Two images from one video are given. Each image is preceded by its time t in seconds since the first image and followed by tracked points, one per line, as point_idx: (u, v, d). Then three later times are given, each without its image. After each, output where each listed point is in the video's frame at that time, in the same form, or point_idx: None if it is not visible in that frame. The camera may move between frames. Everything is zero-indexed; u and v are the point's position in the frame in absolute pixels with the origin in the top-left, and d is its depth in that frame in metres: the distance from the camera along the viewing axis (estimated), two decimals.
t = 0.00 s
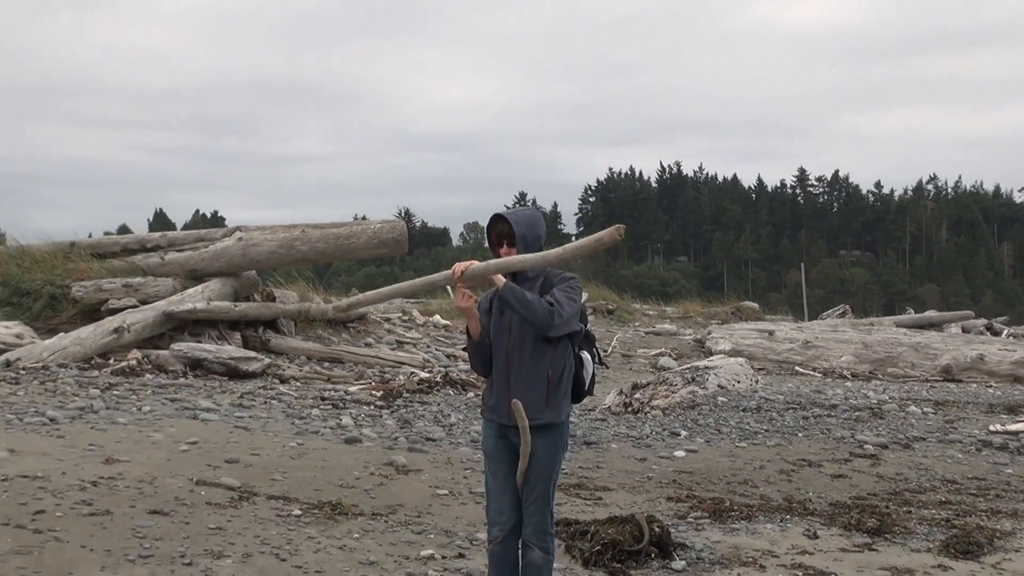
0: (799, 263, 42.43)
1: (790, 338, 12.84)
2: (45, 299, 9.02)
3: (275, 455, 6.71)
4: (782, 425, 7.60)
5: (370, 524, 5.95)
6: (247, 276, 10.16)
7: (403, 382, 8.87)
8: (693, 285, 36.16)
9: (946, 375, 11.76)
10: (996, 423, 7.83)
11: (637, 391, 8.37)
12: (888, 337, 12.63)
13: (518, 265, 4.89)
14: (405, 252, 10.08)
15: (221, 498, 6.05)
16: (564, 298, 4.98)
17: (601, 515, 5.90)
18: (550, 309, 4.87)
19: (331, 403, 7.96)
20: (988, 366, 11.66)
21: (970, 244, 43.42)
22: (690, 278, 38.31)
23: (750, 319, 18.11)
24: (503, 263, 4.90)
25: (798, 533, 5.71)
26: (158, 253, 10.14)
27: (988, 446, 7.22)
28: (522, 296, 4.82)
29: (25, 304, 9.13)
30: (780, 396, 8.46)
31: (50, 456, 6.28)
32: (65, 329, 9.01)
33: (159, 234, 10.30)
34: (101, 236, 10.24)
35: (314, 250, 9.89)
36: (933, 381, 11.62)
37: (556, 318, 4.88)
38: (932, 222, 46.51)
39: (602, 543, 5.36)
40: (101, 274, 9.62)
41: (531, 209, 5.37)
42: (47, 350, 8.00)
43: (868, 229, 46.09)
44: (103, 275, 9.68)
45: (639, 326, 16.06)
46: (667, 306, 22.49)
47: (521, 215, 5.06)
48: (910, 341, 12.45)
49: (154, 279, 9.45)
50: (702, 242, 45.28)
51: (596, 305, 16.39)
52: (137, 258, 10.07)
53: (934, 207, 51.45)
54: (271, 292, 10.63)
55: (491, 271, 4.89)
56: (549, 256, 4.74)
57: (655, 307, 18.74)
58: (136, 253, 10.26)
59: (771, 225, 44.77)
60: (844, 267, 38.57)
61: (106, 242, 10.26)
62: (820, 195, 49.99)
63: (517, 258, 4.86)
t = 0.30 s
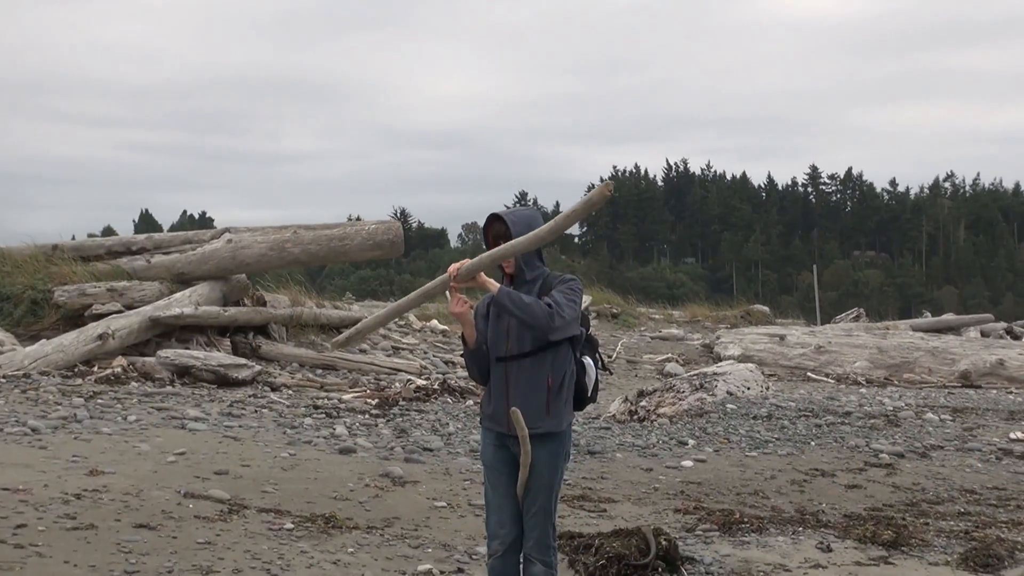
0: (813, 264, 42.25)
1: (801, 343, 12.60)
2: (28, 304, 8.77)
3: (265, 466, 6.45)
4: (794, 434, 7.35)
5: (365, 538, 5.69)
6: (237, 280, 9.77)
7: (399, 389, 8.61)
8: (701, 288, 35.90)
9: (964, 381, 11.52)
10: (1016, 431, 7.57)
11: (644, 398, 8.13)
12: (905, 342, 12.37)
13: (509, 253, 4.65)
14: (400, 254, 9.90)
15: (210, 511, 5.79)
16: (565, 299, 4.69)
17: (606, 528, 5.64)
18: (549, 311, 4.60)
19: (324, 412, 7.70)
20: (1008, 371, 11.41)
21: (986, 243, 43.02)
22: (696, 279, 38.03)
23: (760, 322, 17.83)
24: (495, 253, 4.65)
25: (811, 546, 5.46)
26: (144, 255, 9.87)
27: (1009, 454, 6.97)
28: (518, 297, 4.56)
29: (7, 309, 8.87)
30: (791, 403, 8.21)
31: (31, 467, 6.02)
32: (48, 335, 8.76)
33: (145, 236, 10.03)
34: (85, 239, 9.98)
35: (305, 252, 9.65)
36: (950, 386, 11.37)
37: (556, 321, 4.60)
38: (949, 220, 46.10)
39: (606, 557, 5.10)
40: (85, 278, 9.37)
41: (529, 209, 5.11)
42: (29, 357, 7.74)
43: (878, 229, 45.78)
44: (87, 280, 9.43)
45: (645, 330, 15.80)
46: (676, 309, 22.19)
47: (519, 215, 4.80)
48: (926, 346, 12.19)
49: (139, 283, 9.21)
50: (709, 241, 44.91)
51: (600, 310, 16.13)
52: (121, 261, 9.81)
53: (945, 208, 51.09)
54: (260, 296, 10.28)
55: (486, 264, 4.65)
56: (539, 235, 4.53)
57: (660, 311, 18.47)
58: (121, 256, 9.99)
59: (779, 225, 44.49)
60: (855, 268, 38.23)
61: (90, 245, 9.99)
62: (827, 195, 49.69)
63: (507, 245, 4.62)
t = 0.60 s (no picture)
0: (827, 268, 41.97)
1: (812, 349, 12.35)
2: (9, 308, 8.52)
3: (255, 478, 6.21)
4: (806, 443, 7.11)
5: (359, 551, 5.44)
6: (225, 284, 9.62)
7: (394, 397, 8.37)
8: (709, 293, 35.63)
9: (982, 388, 11.28)
10: None
11: (650, 406, 7.90)
12: (919, 348, 12.12)
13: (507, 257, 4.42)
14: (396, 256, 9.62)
15: (198, 524, 5.55)
16: (566, 302, 4.45)
17: (609, 541, 5.39)
18: (550, 315, 4.36)
19: (317, 421, 7.46)
20: None
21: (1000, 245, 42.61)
22: (701, 282, 37.73)
23: (768, 327, 17.57)
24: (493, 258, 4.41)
25: (823, 560, 5.21)
26: (129, 258, 9.63)
27: None
28: (518, 300, 4.33)
29: None
30: (802, 411, 7.97)
31: (10, 478, 5.77)
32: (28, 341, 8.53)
33: (130, 238, 9.80)
34: (67, 241, 9.71)
35: (295, 255, 9.41)
36: (967, 394, 11.12)
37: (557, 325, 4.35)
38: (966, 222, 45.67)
39: (610, 572, 4.85)
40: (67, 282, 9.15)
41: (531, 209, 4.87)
42: (9, 364, 7.50)
43: (888, 231, 45.44)
44: (69, 284, 9.19)
45: (649, 336, 15.54)
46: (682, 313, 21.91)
47: (520, 215, 4.56)
48: (942, 352, 11.95)
49: (123, 288, 9.00)
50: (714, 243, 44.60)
51: (603, 315, 15.88)
52: (104, 264, 9.56)
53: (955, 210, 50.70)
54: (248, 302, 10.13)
55: (484, 268, 4.41)
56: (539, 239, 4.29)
57: (666, 315, 18.21)
58: (104, 259, 9.76)
59: (789, 227, 44.18)
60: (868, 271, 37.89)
61: (71, 248, 9.75)
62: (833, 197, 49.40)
63: (506, 249, 4.38)
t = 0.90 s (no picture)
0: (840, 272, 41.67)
1: (825, 355, 12.09)
2: None
3: (245, 488, 5.98)
4: (818, 453, 6.88)
5: (352, 565, 5.20)
6: (215, 286, 9.43)
7: (389, 404, 8.14)
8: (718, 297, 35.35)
9: (1002, 397, 11.02)
10: None
11: (657, 414, 7.67)
12: (937, 354, 11.88)
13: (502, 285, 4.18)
14: (392, 257, 9.32)
15: (186, 536, 5.31)
16: (567, 312, 4.21)
17: (613, 556, 5.12)
18: (549, 327, 4.12)
19: (309, 429, 7.23)
20: None
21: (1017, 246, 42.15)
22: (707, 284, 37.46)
23: (779, 332, 17.29)
24: (492, 282, 4.16)
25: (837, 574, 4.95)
26: (114, 259, 9.43)
27: None
28: (515, 313, 4.09)
29: None
30: (815, 420, 7.72)
31: None
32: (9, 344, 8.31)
33: (115, 239, 9.61)
34: (49, 241, 9.49)
35: (286, 256, 9.18)
36: (987, 402, 10.86)
37: (558, 337, 4.13)
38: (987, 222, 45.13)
39: None
40: (49, 284, 8.93)
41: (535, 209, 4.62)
42: None
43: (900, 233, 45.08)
44: (53, 286, 8.98)
45: (655, 341, 15.28)
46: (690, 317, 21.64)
47: (521, 217, 4.33)
48: (960, 358, 11.70)
49: (109, 290, 8.78)
50: (721, 244, 44.28)
51: (608, 319, 15.64)
52: (88, 266, 9.35)
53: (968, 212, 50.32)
54: (238, 304, 9.94)
55: (483, 289, 4.17)
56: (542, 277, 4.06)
57: (673, 320, 17.93)
58: (89, 260, 9.55)
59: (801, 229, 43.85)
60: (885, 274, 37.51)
61: (56, 249, 9.53)
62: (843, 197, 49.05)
63: (505, 276, 4.14)
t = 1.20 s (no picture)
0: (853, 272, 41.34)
1: (838, 360, 11.86)
2: None
3: (234, 495, 5.75)
4: (831, 461, 6.66)
5: None
6: (205, 284, 9.18)
7: (384, 409, 7.91)
8: (727, 297, 35.06)
9: (1022, 404, 10.79)
10: None
11: (663, 420, 7.44)
12: (954, 358, 11.65)
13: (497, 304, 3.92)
14: (388, 257, 9.16)
15: (173, 544, 5.08)
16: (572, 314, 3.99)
17: (616, 569, 4.88)
18: (553, 331, 3.90)
19: (300, 434, 7.00)
20: None
21: None
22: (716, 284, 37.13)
23: (789, 335, 17.01)
24: (492, 295, 3.88)
25: None
26: (99, 256, 9.19)
27: None
28: (518, 316, 3.89)
29: None
30: (827, 426, 7.49)
31: None
32: None
33: (99, 234, 9.35)
34: (32, 238, 9.27)
35: (278, 254, 8.98)
36: (1007, 409, 10.63)
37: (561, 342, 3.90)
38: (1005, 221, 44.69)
39: None
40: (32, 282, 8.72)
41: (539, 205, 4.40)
42: None
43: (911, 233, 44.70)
44: (36, 284, 8.76)
45: (661, 344, 15.04)
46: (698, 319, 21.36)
47: (526, 214, 4.10)
48: (979, 364, 11.48)
49: (93, 289, 8.57)
50: (729, 244, 43.95)
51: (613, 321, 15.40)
52: (72, 264, 9.12)
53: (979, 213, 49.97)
54: (228, 303, 9.70)
55: (483, 299, 3.90)
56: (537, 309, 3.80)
57: (681, 322, 17.66)
58: (73, 257, 9.30)
59: (814, 229, 43.46)
60: (901, 274, 37.16)
61: (39, 245, 9.30)
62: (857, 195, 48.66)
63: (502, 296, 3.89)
